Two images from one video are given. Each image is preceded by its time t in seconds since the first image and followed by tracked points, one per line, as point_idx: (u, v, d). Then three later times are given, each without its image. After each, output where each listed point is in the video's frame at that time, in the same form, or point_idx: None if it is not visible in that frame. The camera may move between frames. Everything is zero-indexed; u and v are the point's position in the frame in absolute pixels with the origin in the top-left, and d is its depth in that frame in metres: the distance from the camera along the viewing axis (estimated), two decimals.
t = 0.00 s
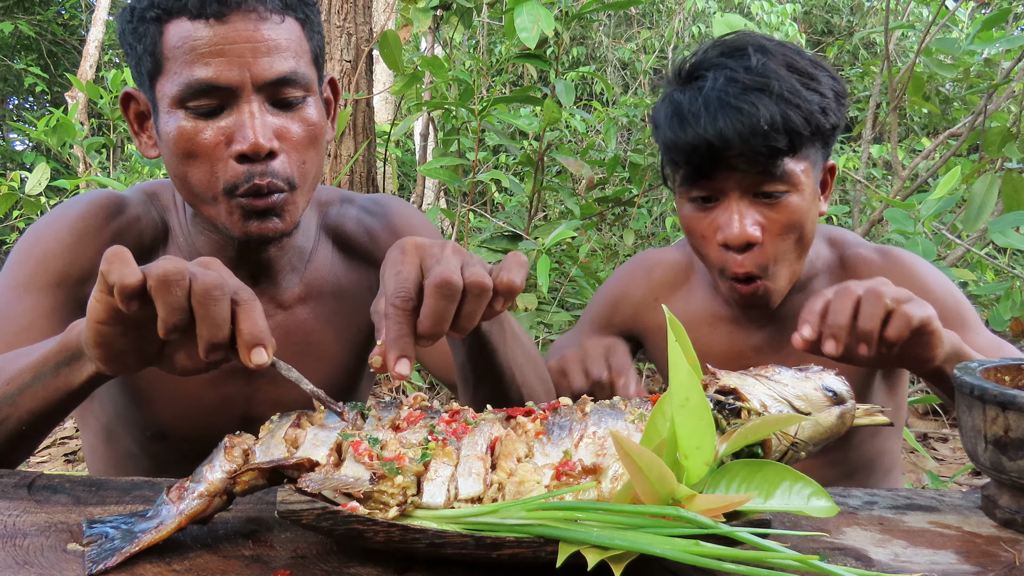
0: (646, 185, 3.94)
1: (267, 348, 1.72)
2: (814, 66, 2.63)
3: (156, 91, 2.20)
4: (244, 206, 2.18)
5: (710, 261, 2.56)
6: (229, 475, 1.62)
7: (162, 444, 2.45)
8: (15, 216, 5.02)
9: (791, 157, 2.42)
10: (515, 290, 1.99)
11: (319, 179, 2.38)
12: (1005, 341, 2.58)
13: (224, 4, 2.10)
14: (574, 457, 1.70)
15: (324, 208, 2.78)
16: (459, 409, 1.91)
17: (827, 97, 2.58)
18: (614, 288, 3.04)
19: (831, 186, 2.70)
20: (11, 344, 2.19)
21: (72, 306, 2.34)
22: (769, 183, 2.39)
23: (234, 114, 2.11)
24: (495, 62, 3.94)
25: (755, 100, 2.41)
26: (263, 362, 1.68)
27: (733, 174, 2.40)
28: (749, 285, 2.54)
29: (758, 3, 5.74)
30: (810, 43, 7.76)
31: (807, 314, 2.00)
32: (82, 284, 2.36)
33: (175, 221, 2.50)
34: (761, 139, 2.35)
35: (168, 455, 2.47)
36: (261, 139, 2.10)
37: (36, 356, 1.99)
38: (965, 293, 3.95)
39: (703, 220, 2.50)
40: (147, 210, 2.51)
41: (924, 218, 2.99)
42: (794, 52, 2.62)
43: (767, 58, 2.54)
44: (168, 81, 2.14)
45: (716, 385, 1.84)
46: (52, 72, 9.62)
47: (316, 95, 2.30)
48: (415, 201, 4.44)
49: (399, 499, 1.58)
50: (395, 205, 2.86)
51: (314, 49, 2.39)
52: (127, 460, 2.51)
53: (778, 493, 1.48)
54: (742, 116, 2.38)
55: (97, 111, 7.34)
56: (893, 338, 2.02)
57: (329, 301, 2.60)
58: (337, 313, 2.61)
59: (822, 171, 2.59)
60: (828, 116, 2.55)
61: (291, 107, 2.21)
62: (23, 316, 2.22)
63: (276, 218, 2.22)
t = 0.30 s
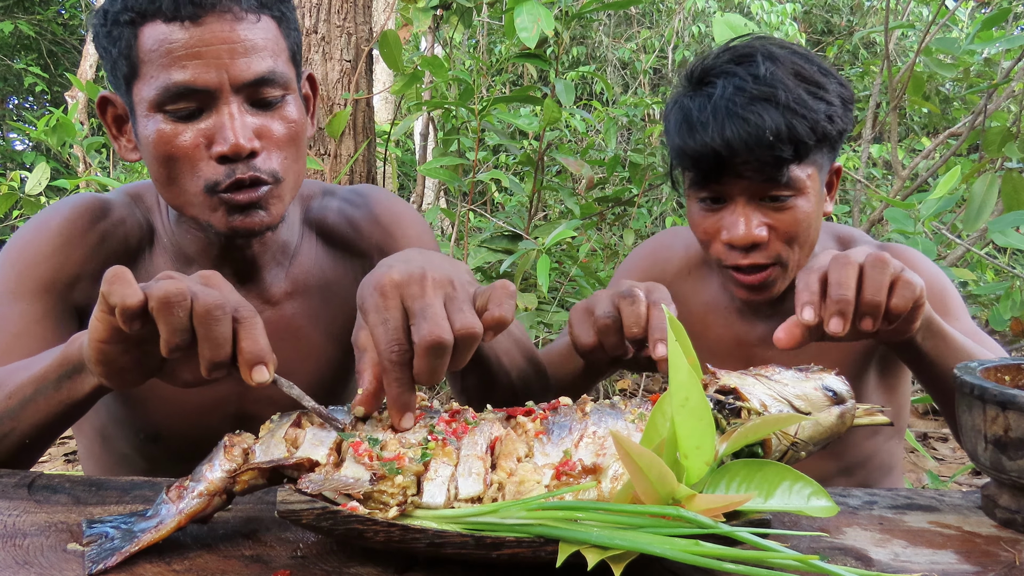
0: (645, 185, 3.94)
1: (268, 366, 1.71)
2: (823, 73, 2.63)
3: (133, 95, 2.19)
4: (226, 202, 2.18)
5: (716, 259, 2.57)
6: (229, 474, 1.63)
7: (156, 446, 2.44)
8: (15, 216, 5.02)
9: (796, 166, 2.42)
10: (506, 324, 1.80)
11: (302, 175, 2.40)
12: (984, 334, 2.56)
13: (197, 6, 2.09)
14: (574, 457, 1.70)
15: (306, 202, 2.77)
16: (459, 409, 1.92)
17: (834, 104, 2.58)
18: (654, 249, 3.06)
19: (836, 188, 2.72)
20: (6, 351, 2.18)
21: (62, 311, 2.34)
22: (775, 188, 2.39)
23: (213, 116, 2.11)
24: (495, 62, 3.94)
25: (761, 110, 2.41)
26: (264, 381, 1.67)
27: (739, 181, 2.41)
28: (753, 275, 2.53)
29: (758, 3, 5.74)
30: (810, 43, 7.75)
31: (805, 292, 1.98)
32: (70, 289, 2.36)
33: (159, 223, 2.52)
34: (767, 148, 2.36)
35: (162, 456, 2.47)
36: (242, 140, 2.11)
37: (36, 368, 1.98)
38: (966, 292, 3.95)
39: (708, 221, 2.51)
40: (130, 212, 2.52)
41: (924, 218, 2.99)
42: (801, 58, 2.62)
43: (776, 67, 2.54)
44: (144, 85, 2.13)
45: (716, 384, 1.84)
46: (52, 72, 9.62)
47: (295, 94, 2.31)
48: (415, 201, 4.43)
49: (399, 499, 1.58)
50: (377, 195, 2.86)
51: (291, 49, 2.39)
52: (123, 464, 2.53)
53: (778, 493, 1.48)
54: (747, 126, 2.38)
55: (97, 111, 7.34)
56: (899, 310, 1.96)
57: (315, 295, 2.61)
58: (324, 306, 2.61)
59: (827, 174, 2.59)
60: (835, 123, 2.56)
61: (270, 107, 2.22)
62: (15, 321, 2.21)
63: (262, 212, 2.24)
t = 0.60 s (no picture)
0: (645, 185, 3.94)
1: (256, 346, 1.73)
2: (837, 69, 2.64)
3: (100, 91, 2.20)
4: (197, 194, 2.18)
5: (722, 251, 2.57)
6: (229, 475, 1.62)
7: (140, 442, 2.44)
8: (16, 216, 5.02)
9: (807, 156, 2.42)
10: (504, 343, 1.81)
11: (274, 167, 2.40)
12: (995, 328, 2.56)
13: None
14: (573, 457, 1.70)
15: (282, 191, 2.76)
16: (459, 409, 1.92)
17: (847, 99, 2.59)
18: (658, 249, 3.01)
19: (846, 188, 2.73)
20: None
21: (44, 309, 2.35)
22: (784, 179, 2.39)
23: (179, 108, 2.11)
24: (495, 62, 3.94)
25: (777, 99, 2.41)
26: (252, 360, 1.69)
27: (750, 169, 2.41)
28: (759, 268, 2.50)
29: (759, 3, 5.74)
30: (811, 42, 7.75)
31: (807, 332, 1.93)
32: (51, 287, 2.37)
33: (135, 218, 2.50)
34: (779, 137, 2.36)
35: (150, 452, 2.47)
36: (209, 131, 2.11)
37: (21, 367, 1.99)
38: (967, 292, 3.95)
39: (720, 211, 2.51)
40: (105, 207, 2.50)
41: (924, 218, 2.99)
42: (818, 53, 2.63)
43: (792, 59, 2.55)
44: (110, 81, 2.14)
45: (716, 384, 1.84)
46: (52, 72, 9.63)
47: (262, 83, 2.31)
48: (415, 201, 4.42)
49: (399, 499, 1.58)
50: (349, 180, 2.85)
51: (257, 40, 2.39)
52: (112, 461, 2.53)
53: (778, 493, 1.48)
54: (762, 115, 2.39)
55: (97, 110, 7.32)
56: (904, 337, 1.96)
57: (294, 282, 2.59)
58: (305, 293, 2.60)
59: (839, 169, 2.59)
60: (848, 118, 2.57)
61: (238, 98, 2.22)
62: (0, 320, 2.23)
63: (234, 201, 2.23)
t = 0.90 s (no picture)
0: (645, 185, 3.94)
1: (300, 367, 1.75)
2: (832, 65, 2.67)
3: (109, 83, 2.19)
4: (203, 188, 2.18)
5: (712, 246, 2.55)
6: (230, 474, 1.62)
7: (136, 436, 2.44)
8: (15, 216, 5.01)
9: (803, 147, 2.43)
10: (512, 348, 1.96)
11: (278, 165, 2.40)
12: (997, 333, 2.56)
13: None
14: (574, 457, 1.70)
15: (284, 192, 2.76)
16: (459, 409, 1.92)
17: (843, 94, 2.61)
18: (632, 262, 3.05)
19: (839, 188, 2.73)
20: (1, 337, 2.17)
21: (48, 298, 2.33)
22: (780, 171, 2.40)
23: (188, 101, 2.12)
24: (495, 62, 3.94)
25: (777, 89, 2.43)
26: (298, 381, 1.72)
27: (747, 158, 2.40)
28: (752, 262, 2.49)
29: (758, 3, 5.74)
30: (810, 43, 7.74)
31: (793, 292, 2.00)
32: (57, 276, 2.35)
33: (138, 212, 2.49)
34: (778, 124, 2.36)
35: (146, 448, 2.46)
36: (216, 125, 2.11)
37: (50, 360, 1.98)
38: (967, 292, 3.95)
39: (713, 203, 2.49)
40: (109, 200, 2.50)
41: (924, 218, 2.99)
42: (814, 49, 2.67)
43: (789, 52, 2.58)
44: (119, 73, 2.14)
45: (716, 384, 1.84)
46: (52, 72, 9.63)
47: (269, 82, 2.31)
48: (415, 201, 4.42)
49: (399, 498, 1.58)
50: (355, 185, 2.85)
51: (266, 39, 2.39)
52: (111, 458, 2.52)
53: (778, 493, 1.48)
54: (763, 102, 2.40)
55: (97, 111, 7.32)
56: (886, 320, 2.00)
57: (293, 283, 2.60)
58: (303, 295, 2.60)
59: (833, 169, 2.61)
60: (844, 114, 2.59)
61: (245, 94, 2.22)
62: (8, 304, 2.20)
63: (237, 196, 2.23)
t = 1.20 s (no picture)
0: (645, 185, 3.93)
1: (308, 361, 1.79)
2: (856, 73, 2.69)
3: (124, 80, 2.18)
4: (215, 191, 2.19)
5: (705, 227, 2.56)
6: (230, 474, 1.61)
7: (137, 436, 2.44)
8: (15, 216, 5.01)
9: (802, 137, 2.43)
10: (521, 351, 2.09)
11: (284, 169, 2.40)
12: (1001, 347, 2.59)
13: None
14: (573, 457, 1.70)
15: (290, 195, 2.76)
16: (459, 409, 1.92)
17: (860, 102, 2.62)
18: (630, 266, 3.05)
19: (844, 206, 2.68)
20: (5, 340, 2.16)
21: (52, 301, 2.31)
22: (775, 161, 2.41)
23: (204, 102, 2.12)
24: (495, 62, 3.94)
25: (789, 75, 2.46)
26: (306, 375, 1.75)
27: (745, 140, 2.43)
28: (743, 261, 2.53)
29: (758, 3, 5.74)
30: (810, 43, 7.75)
31: (819, 333, 2.08)
32: (61, 278, 2.33)
33: (141, 213, 2.49)
34: (780, 107, 2.39)
35: (145, 447, 2.46)
36: (231, 127, 2.12)
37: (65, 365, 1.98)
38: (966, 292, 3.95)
39: (708, 184, 2.52)
40: (110, 201, 2.49)
41: (924, 218, 2.99)
42: (839, 56, 2.70)
43: (812, 50, 2.62)
44: (135, 71, 2.13)
45: (716, 384, 1.84)
46: (52, 72, 9.62)
47: (283, 86, 2.32)
48: (415, 201, 4.41)
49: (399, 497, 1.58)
50: (362, 194, 2.87)
51: (279, 42, 2.39)
52: (111, 457, 2.52)
53: (778, 493, 1.48)
54: (771, 84, 2.43)
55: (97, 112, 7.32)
56: (911, 360, 2.04)
57: (296, 287, 2.60)
58: (305, 300, 2.60)
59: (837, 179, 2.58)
60: (856, 119, 2.58)
61: (258, 97, 2.22)
62: (9, 311, 2.19)
63: (246, 203, 2.23)
